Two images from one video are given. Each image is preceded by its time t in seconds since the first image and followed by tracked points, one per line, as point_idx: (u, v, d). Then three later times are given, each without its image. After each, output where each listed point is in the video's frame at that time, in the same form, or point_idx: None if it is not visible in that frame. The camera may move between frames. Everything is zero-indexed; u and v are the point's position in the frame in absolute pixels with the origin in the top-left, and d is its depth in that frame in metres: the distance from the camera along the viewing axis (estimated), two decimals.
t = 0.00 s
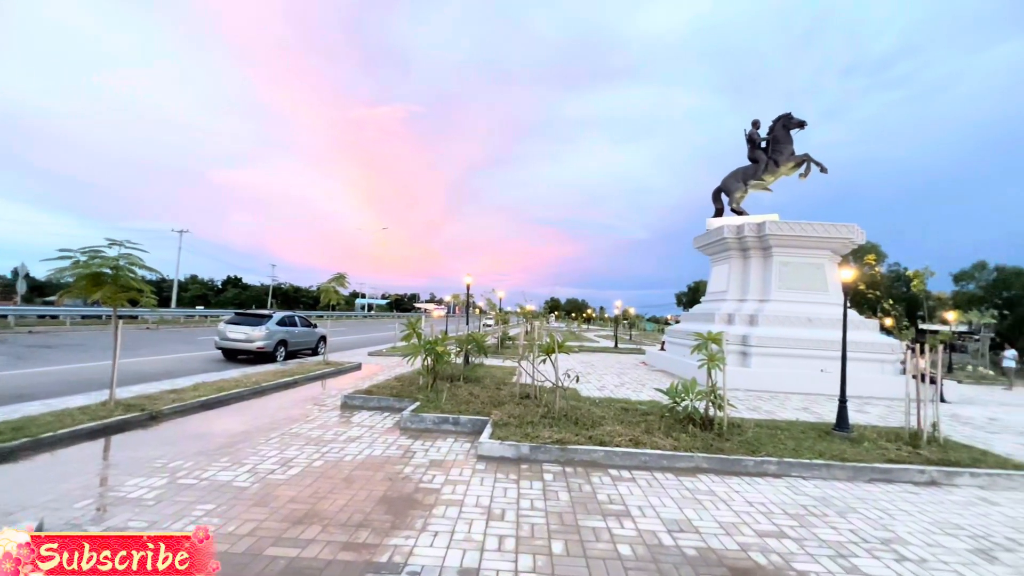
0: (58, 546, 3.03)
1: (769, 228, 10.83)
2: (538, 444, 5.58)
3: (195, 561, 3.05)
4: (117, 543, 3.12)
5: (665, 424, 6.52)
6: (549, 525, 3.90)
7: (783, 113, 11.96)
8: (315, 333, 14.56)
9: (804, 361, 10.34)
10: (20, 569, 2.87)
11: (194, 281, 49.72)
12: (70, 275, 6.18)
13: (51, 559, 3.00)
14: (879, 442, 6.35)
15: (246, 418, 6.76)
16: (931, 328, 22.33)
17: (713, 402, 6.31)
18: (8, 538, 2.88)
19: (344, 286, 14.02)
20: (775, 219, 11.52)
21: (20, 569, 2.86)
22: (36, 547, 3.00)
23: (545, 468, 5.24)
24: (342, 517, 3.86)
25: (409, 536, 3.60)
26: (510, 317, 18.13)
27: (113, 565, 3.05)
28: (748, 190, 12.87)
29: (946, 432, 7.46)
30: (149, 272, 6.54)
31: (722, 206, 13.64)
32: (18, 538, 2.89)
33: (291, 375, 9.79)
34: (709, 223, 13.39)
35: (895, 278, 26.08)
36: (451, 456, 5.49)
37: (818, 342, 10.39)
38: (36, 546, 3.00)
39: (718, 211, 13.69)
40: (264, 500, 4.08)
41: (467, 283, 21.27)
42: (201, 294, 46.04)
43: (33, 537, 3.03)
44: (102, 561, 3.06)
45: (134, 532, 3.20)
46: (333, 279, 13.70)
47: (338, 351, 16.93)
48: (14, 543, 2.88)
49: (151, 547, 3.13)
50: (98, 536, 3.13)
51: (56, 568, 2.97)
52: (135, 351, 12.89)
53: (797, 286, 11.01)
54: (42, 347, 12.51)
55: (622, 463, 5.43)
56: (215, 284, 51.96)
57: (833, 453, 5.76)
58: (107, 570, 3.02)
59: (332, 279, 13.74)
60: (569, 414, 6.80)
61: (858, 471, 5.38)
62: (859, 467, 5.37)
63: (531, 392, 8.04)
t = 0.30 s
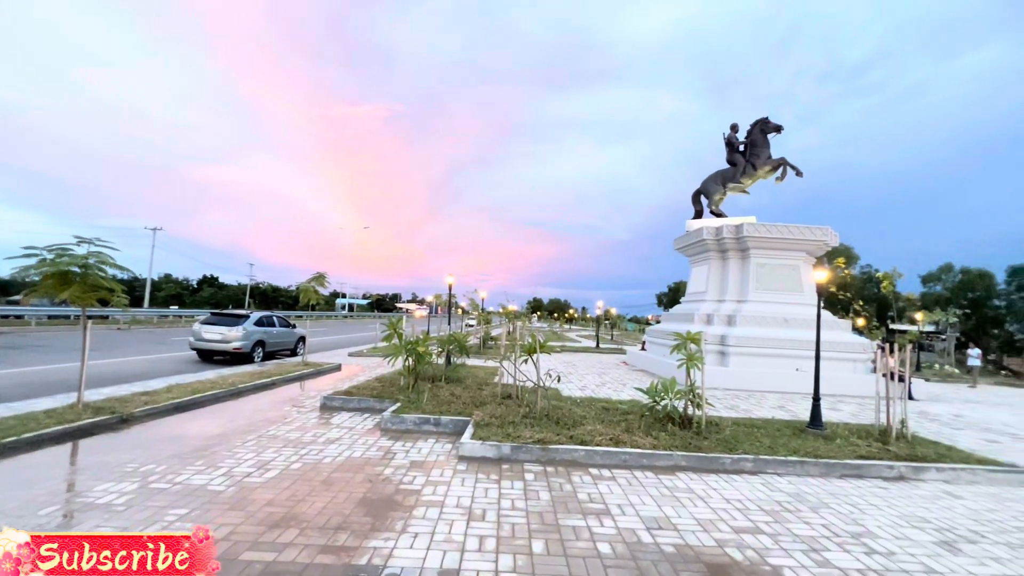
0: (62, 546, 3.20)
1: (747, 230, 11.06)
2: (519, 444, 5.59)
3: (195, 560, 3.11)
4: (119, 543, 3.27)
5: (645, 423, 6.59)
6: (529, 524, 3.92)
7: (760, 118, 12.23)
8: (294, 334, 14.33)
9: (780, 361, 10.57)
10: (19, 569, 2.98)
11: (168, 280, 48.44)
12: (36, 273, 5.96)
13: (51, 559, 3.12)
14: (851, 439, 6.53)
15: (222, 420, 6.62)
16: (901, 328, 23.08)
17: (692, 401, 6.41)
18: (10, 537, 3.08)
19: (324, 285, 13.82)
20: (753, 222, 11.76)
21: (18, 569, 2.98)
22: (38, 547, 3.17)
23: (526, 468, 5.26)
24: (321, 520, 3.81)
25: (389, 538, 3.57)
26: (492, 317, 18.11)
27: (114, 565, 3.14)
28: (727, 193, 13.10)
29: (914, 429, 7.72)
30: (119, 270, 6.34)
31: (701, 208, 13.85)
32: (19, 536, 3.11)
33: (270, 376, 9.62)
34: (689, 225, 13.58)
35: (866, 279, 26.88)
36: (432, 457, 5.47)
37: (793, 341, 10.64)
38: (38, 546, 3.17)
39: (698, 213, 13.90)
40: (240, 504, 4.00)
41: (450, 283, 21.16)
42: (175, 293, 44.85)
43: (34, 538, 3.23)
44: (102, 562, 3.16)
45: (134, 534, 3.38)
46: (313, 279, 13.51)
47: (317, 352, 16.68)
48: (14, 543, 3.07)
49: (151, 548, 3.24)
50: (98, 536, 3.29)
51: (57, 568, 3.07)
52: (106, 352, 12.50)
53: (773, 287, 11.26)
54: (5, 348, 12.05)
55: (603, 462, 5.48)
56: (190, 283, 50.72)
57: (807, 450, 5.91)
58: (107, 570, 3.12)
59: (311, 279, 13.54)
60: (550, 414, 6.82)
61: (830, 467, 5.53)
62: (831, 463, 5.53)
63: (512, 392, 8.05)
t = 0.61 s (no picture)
0: (61, 546, 3.27)
1: (721, 233, 11.30)
2: (496, 444, 5.59)
3: (195, 560, 3.20)
4: (118, 543, 3.35)
5: (621, 422, 6.68)
6: (505, 525, 3.92)
7: (733, 123, 12.52)
8: (267, 334, 14.02)
9: (751, 360, 10.84)
10: (19, 568, 3.04)
11: (133, 279, 46.52)
12: None
13: (50, 558, 3.18)
14: (818, 436, 6.74)
15: (190, 423, 6.43)
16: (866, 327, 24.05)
17: (666, 400, 6.52)
18: (11, 538, 3.17)
19: (298, 285, 13.55)
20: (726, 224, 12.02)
21: (19, 568, 3.04)
22: (38, 548, 3.23)
23: (503, 468, 5.27)
24: (293, 524, 3.74)
25: (363, 542, 3.53)
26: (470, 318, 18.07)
27: (114, 565, 3.20)
28: (701, 196, 13.35)
29: (877, 425, 8.02)
30: (81, 268, 6.10)
31: (677, 211, 14.09)
32: (20, 537, 3.19)
33: (241, 378, 9.39)
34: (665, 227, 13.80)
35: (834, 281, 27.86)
36: (407, 458, 5.42)
37: (764, 341, 10.92)
38: (37, 546, 3.24)
39: (673, 215, 14.13)
40: (208, 510, 3.89)
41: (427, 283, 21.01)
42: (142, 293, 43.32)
43: (35, 537, 3.30)
44: (103, 562, 3.22)
45: (134, 535, 3.45)
46: (286, 279, 13.23)
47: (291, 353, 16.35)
48: (16, 543, 3.15)
49: (151, 547, 3.33)
50: (98, 537, 3.37)
51: (58, 568, 3.11)
52: (65, 353, 11.98)
53: (745, 288, 11.54)
54: None
55: (579, 461, 5.52)
56: (156, 282, 48.93)
57: (776, 448, 6.07)
58: (108, 569, 3.17)
59: (285, 278, 13.27)
60: (528, 414, 6.84)
61: (798, 464, 5.69)
62: (799, 460, 5.69)
63: (490, 393, 8.05)
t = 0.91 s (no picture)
0: (61, 547, 3.28)
1: (698, 236, 11.52)
2: (473, 446, 5.57)
3: (195, 559, 3.23)
4: (118, 543, 3.36)
5: (598, 422, 6.73)
6: (482, 526, 3.92)
7: (709, 128, 12.77)
8: (239, 335, 13.68)
9: (726, 361, 11.07)
10: (18, 567, 3.06)
11: (99, 279, 44.55)
12: None
13: (50, 558, 3.20)
14: (788, 434, 6.92)
15: (158, 427, 6.23)
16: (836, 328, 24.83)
17: (643, 401, 6.60)
18: (11, 538, 3.18)
19: (273, 285, 13.28)
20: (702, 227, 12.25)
21: (19, 568, 3.06)
22: (38, 548, 3.25)
23: (480, 469, 5.26)
24: (264, 529, 3.66)
25: (336, 546, 3.47)
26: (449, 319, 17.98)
27: (114, 565, 3.24)
28: (678, 199, 13.57)
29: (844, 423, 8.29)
30: (41, 266, 5.86)
31: (654, 214, 14.29)
32: (19, 537, 3.20)
33: (213, 380, 9.15)
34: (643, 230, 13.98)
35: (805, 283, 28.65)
36: (384, 461, 5.35)
37: (738, 342, 11.16)
38: (37, 546, 3.25)
39: (651, 218, 14.33)
40: (176, 516, 3.78)
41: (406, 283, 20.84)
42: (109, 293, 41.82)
43: (35, 538, 3.32)
44: (103, 561, 3.25)
45: (134, 535, 3.46)
46: (261, 279, 12.94)
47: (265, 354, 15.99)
48: (16, 543, 3.17)
49: (151, 547, 3.36)
50: (98, 537, 3.37)
51: (58, 567, 3.14)
52: (25, 356, 11.48)
53: (720, 290, 11.78)
54: None
55: (557, 461, 5.55)
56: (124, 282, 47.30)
57: (748, 446, 6.20)
58: (108, 569, 3.20)
59: (259, 278, 12.98)
60: (506, 415, 6.85)
61: (769, 461, 5.83)
62: (770, 458, 5.83)
63: (468, 394, 8.02)
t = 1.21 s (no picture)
0: (60, 547, 3.23)
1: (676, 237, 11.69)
2: (452, 448, 5.54)
3: (195, 559, 3.19)
4: (118, 543, 3.32)
5: (577, 423, 6.77)
6: (461, 527, 3.91)
7: (687, 132, 12.97)
8: (213, 336, 13.36)
9: (703, 361, 11.26)
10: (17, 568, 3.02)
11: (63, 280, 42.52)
12: None
13: (50, 559, 3.16)
14: (762, 433, 7.07)
15: (127, 431, 6.04)
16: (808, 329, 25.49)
17: (621, 400, 6.66)
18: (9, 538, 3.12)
19: (248, 285, 13.00)
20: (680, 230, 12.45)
21: (19, 568, 3.01)
22: (37, 547, 3.19)
23: (459, 470, 5.24)
24: (237, 534, 3.58)
25: (312, 550, 3.41)
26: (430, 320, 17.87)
27: (114, 565, 3.20)
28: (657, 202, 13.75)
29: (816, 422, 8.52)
30: None
31: (634, 216, 14.45)
32: (18, 537, 3.14)
33: (185, 382, 8.92)
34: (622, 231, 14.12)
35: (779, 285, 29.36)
36: (361, 463, 5.29)
37: (715, 343, 11.36)
38: (37, 546, 3.21)
39: (630, 220, 14.49)
40: (145, 522, 3.67)
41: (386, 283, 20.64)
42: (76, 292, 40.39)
43: (35, 538, 3.26)
44: (103, 562, 3.21)
45: (134, 534, 3.42)
46: (235, 278, 12.66)
47: (240, 356, 15.63)
48: (15, 542, 3.11)
49: (151, 547, 3.31)
50: (98, 537, 3.32)
51: (58, 568, 3.11)
52: None
53: (698, 291, 11.98)
54: None
55: (536, 462, 5.56)
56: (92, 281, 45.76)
57: (724, 445, 6.31)
58: (108, 569, 3.17)
59: (234, 278, 12.69)
60: (485, 416, 6.83)
61: (743, 460, 5.94)
62: (744, 456, 5.94)
63: (447, 395, 7.98)
